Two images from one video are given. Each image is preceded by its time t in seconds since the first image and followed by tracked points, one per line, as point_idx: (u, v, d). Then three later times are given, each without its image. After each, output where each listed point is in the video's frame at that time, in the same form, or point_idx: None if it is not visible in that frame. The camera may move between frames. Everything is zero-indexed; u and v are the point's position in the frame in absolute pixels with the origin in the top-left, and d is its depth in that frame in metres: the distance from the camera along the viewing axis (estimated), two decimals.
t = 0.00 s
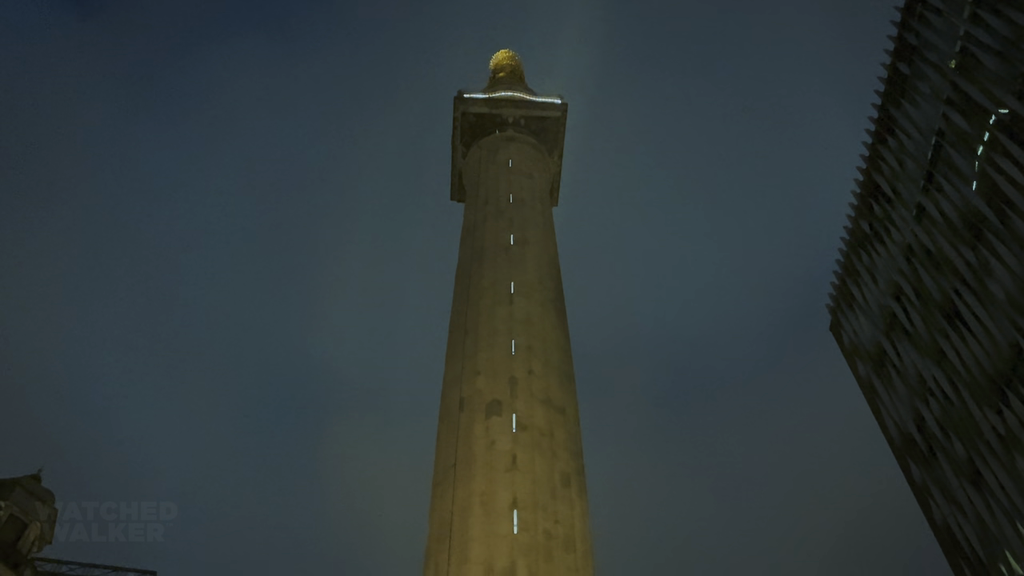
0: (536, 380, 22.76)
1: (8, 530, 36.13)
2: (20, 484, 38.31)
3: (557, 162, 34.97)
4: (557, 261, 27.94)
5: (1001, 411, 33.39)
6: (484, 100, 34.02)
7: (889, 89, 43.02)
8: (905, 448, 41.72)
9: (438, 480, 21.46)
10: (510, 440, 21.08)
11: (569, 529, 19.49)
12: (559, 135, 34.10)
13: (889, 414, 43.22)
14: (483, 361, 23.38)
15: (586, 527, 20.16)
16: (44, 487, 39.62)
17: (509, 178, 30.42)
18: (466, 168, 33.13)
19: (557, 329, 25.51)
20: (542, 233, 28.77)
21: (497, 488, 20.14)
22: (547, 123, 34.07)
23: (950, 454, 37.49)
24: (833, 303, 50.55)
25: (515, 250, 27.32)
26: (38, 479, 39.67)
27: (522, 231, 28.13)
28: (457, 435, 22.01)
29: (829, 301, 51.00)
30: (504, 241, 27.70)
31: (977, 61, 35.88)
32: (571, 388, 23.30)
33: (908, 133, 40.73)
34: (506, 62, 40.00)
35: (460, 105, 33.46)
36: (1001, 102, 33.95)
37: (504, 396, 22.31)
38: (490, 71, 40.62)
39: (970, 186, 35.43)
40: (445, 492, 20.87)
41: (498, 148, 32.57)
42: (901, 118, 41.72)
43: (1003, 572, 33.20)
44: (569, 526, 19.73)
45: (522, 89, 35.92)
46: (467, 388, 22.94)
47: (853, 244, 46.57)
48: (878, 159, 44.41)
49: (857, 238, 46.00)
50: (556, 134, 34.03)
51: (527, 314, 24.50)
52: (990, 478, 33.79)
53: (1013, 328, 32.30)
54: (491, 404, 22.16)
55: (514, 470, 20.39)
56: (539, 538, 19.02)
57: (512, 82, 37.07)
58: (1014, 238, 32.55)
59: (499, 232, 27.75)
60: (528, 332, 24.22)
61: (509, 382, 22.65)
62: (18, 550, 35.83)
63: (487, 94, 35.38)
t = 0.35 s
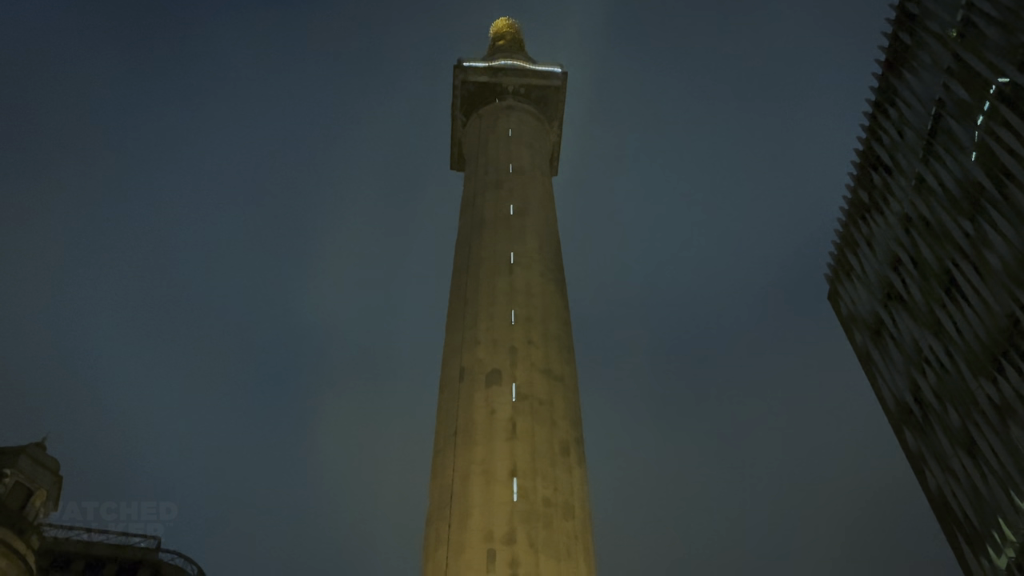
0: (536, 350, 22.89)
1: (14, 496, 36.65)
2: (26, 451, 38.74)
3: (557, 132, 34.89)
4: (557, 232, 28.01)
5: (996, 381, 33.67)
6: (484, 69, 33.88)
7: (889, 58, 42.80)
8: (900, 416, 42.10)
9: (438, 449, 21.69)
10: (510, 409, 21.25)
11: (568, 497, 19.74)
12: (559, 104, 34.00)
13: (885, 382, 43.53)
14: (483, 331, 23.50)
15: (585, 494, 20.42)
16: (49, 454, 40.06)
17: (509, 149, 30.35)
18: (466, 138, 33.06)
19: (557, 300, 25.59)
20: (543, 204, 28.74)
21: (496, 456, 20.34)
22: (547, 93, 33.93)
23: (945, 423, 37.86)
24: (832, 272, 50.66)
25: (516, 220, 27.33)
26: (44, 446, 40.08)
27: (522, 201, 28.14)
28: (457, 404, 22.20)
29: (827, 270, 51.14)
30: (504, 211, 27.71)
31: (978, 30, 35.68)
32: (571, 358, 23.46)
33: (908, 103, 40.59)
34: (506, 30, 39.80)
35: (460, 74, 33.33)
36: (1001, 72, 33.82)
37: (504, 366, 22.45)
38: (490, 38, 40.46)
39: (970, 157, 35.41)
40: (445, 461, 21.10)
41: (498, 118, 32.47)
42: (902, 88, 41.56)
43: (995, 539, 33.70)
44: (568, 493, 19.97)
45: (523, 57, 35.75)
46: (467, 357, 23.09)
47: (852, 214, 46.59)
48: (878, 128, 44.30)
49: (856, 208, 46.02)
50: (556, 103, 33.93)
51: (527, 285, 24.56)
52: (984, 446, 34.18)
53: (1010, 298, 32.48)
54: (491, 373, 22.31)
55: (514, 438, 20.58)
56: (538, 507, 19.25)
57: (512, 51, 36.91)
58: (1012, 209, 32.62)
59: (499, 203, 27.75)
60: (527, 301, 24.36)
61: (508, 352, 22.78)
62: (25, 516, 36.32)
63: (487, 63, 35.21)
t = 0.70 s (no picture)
0: (535, 317, 23.02)
1: (19, 462, 36.87)
2: (30, 417, 38.87)
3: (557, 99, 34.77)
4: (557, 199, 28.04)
5: (992, 347, 33.91)
6: (484, 34, 33.70)
7: (891, 25, 42.58)
8: (896, 382, 42.42)
9: (438, 416, 21.89)
10: (510, 375, 21.40)
11: (567, 462, 19.94)
12: (559, 70, 33.89)
13: (882, 349, 43.80)
14: (483, 298, 23.60)
15: (583, 459, 20.62)
16: (54, 419, 40.20)
17: (509, 115, 30.28)
18: (466, 103, 32.95)
19: (557, 266, 25.68)
20: (543, 171, 28.72)
21: (496, 421, 20.52)
22: (547, 59, 33.76)
23: (939, 389, 38.17)
24: (830, 239, 50.69)
25: (515, 187, 27.33)
26: (48, 411, 40.20)
27: (521, 168, 28.12)
28: (458, 370, 22.35)
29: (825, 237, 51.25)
30: (504, 178, 27.71)
31: None
32: (570, 326, 23.58)
33: (909, 70, 40.44)
34: None
35: (459, 39, 33.18)
36: (1002, 40, 33.68)
37: (503, 332, 22.56)
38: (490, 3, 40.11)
39: (969, 125, 35.36)
40: (446, 427, 21.29)
41: (498, 83, 32.36)
42: (902, 55, 41.39)
43: (988, 504, 34.12)
44: (567, 458, 20.16)
45: (523, 23, 35.52)
46: (467, 324, 23.21)
47: (851, 182, 46.58)
48: (878, 96, 44.17)
49: (855, 176, 46.00)
50: (556, 69, 33.83)
51: (526, 252, 24.63)
52: (978, 412, 34.50)
53: (1007, 266, 32.62)
54: (491, 340, 22.42)
55: (513, 404, 20.74)
56: (537, 472, 19.45)
57: (512, 16, 36.68)
58: (1011, 176, 32.66)
59: (499, 169, 27.74)
60: (526, 268, 24.43)
61: (508, 318, 22.88)
62: (31, 481, 36.63)
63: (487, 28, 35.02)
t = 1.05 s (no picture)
0: (534, 281, 23.07)
1: (24, 424, 37.15)
2: (34, 379, 39.02)
3: (557, 63, 34.68)
4: (556, 165, 28.05)
5: (987, 311, 34.09)
6: None
7: None
8: (891, 346, 42.65)
9: (437, 378, 22.03)
10: (508, 339, 21.49)
11: (564, 425, 20.06)
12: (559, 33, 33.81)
13: (878, 313, 44.01)
14: (482, 264, 23.62)
15: (581, 422, 20.75)
16: (57, 381, 40.39)
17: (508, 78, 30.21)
18: (466, 67, 32.89)
19: (555, 231, 25.74)
20: (543, 136, 28.72)
21: (494, 385, 20.62)
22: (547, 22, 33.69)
23: (934, 352, 38.41)
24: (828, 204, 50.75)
25: (515, 151, 27.34)
26: (50, 374, 40.36)
27: (521, 132, 28.08)
28: (457, 335, 22.45)
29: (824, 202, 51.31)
30: (503, 141, 27.71)
31: None
32: (568, 290, 23.65)
33: (910, 34, 40.30)
34: None
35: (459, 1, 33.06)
36: (1003, 3, 33.55)
37: (502, 297, 22.60)
38: None
39: (969, 89, 35.31)
40: (445, 391, 21.41)
41: (498, 46, 32.26)
42: (904, 19, 41.22)
43: (980, 467, 34.46)
44: (564, 421, 20.29)
45: None
46: (466, 288, 23.27)
47: (850, 147, 46.56)
48: (878, 60, 44.03)
49: (854, 141, 45.97)
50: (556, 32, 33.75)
51: (525, 216, 24.69)
52: (973, 375, 34.74)
53: (1004, 230, 32.71)
54: (489, 305, 22.47)
55: (511, 368, 20.83)
56: (535, 435, 19.58)
57: None
58: (1010, 140, 32.67)
59: (498, 133, 27.74)
60: (525, 234, 24.45)
61: (507, 283, 22.93)
62: (35, 442, 36.93)
63: None
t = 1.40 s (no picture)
0: (532, 244, 23.15)
1: (25, 384, 37.46)
2: (35, 340, 39.25)
3: (556, 23, 34.34)
4: (554, 127, 27.98)
5: (983, 274, 34.22)
6: None
7: None
8: (887, 308, 42.86)
9: (436, 340, 22.20)
10: (506, 303, 21.61)
11: (562, 386, 20.27)
12: None
13: (875, 275, 44.17)
14: (480, 227, 23.68)
15: (578, 383, 20.97)
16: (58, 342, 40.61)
17: (506, 38, 29.94)
18: (464, 27, 32.59)
19: (553, 194, 25.74)
20: (542, 97, 28.57)
21: (493, 347, 20.79)
22: None
23: (930, 314, 38.62)
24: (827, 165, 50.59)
25: (513, 113, 27.21)
26: (52, 334, 40.55)
27: (519, 93, 27.93)
28: (456, 297, 22.57)
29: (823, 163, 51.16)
30: (501, 103, 27.57)
31: None
32: (565, 254, 23.74)
33: None
34: None
35: None
36: None
37: (500, 260, 22.69)
38: None
39: (969, 51, 35.07)
40: (443, 353, 21.59)
41: (496, 5, 31.91)
42: None
43: (972, 427, 34.84)
44: (562, 382, 20.50)
45: None
46: (464, 252, 23.34)
47: (849, 108, 46.31)
48: (879, 20, 43.61)
49: (854, 102, 45.72)
50: None
51: (523, 180, 24.67)
52: (967, 337, 34.98)
53: (1001, 194, 32.72)
54: (488, 268, 22.56)
55: (509, 330, 20.99)
56: (533, 396, 19.81)
57: None
58: (1009, 104, 32.53)
59: (496, 95, 27.60)
60: (523, 197, 24.47)
61: (505, 247, 22.99)
62: (38, 402, 37.27)
63: None
